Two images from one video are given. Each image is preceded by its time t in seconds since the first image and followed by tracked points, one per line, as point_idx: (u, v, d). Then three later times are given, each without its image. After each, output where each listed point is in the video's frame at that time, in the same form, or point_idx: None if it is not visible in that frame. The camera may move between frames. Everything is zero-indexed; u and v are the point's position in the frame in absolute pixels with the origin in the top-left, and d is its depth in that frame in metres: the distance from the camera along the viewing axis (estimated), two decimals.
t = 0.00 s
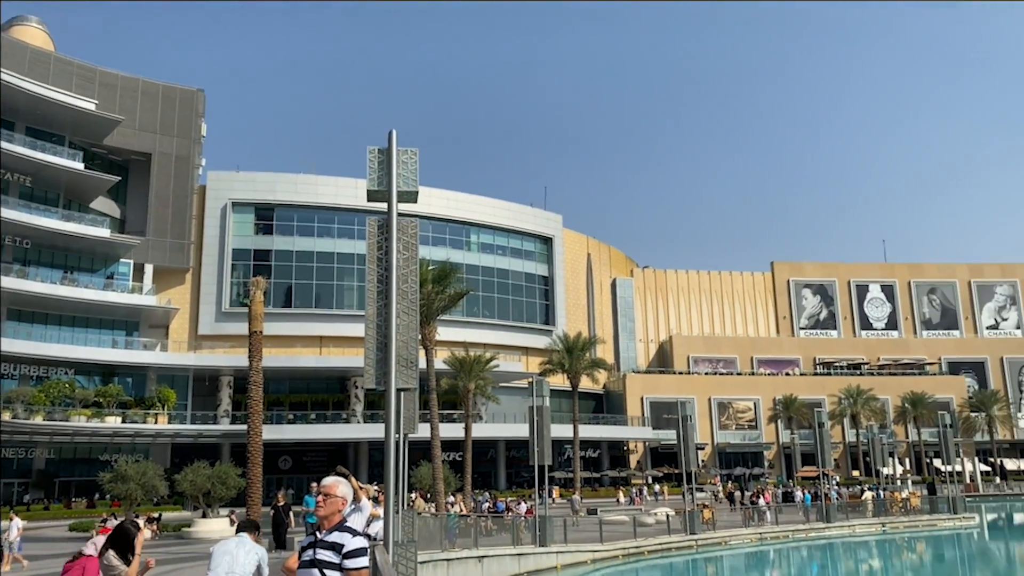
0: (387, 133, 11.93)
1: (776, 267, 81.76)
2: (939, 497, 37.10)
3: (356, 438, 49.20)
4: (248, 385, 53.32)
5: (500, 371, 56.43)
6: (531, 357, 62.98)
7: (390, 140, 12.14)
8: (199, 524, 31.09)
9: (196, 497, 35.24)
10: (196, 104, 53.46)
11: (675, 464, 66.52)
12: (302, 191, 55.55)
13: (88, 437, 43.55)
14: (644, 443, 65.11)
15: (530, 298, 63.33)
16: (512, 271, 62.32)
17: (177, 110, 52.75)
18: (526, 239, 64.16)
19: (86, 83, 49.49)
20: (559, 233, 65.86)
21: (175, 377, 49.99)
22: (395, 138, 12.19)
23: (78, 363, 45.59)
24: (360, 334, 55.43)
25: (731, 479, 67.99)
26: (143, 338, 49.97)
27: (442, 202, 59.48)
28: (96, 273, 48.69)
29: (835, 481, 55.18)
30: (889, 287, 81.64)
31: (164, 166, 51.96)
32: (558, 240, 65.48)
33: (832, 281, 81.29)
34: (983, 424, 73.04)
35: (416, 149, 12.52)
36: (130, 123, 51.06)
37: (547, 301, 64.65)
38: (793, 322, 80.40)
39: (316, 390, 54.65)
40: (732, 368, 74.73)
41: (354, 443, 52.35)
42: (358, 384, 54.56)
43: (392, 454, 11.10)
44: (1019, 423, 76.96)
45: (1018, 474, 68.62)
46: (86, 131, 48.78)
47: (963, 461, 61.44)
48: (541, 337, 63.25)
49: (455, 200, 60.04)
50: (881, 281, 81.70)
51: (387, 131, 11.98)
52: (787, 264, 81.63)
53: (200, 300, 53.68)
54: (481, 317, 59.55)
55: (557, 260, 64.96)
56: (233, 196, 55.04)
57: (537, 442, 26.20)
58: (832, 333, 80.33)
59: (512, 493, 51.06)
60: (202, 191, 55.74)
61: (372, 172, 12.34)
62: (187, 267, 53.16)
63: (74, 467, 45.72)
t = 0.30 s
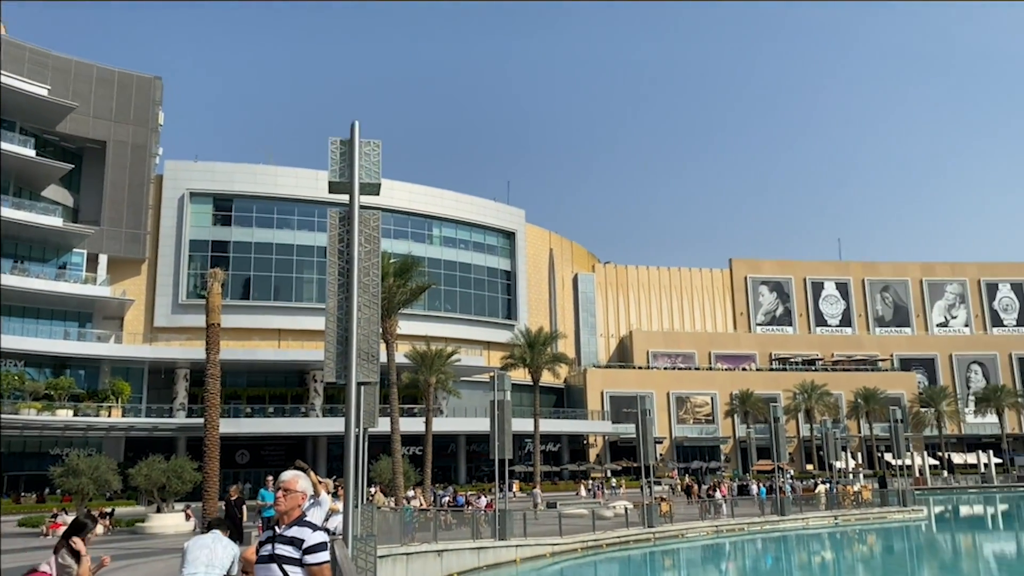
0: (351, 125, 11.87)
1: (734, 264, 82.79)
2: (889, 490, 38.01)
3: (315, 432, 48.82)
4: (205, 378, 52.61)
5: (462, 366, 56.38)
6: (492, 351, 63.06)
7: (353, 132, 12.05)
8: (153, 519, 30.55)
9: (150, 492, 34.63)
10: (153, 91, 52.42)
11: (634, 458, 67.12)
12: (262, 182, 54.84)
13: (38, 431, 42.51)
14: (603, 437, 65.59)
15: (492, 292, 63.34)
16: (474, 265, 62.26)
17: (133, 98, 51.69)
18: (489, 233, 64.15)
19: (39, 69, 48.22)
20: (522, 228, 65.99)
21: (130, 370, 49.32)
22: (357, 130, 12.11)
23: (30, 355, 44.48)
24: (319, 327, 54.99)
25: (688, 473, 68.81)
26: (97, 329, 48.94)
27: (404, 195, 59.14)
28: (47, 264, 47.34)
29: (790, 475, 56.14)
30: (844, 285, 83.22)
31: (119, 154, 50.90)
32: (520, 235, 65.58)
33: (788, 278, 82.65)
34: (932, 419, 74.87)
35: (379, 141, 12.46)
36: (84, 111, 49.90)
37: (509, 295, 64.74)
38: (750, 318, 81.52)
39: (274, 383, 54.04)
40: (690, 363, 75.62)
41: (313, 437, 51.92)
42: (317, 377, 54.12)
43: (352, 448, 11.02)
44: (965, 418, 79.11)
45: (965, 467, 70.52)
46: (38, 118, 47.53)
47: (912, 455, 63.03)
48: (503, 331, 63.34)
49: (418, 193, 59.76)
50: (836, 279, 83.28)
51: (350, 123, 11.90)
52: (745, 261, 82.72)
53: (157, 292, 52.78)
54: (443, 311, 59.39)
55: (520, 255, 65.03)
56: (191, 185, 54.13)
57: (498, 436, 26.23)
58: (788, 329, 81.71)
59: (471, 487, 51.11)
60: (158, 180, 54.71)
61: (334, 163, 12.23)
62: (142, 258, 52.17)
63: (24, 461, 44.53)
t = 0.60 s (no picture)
0: (316, 117, 11.75)
1: (696, 261, 83.61)
2: (845, 485, 38.73)
3: (276, 427, 48.31)
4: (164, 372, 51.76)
5: (426, 361, 56.18)
6: (456, 346, 62.99)
7: (318, 124, 11.93)
8: (108, 515, 29.97)
9: (106, 487, 33.93)
10: (112, 80, 51.36)
11: (596, 452, 67.55)
12: (224, 173, 54.07)
13: None
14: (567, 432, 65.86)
15: (456, 287, 63.23)
16: (439, 260, 62.08)
17: (92, 87, 50.57)
18: (454, 228, 63.98)
19: None
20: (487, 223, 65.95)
21: (86, 363, 48.11)
22: (322, 122, 11.99)
23: None
24: (281, 321, 54.44)
25: (650, 468, 69.44)
26: (52, 322, 47.79)
27: (368, 188, 58.73)
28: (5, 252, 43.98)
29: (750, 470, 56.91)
30: (803, 283, 84.56)
31: (76, 143, 49.73)
32: (485, 231, 65.58)
33: (749, 276, 83.74)
34: (888, 415, 76.42)
35: (344, 134, 12.36)
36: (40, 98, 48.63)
37: (473, 291, 64.71)
38: (712, 315, 82.41)
39: (235, 377, 53.37)
40: (652, 359, 76.27)
41: (274, 432, 51.39)
42: (279, 372, 53.61)
43: (314, 443, 10.93)
44: (919, 414, 80.92)
45: (919, 462, 72.13)
46: None
47: (867, 450, 64.35)
48: (467, 327, 63.29)
49: (383, 187, 59.39)
50: (795, 277, 84.57)
51: (315, 115, 11.78)
52: (707, 259, 83.59)
53: (114, 284, 51.78)
54: (407, 306, 59.15)
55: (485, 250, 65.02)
56: (150, 176, 53.17)
57: (461, 430, 26.20)
58: (748, 326, 82.81)
59: (434, 482, 51.04)
60: (117, 170, 53.62)
61: (298, 155, 12.08)
62: (100, 249, 51.14)
63: None
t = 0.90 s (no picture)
0: (283, 110, 11.61)
1: (663, 259, 84.25)
2: (807, 481, 39.35)
3: (241, 423, 47.79)
4: (125, 366, 50.95)
5: (393, 356, 55.96)
6: (424, 342, 62.87)
7: (285, 116, 11.80)
8: (67, 512, 29.42)
9: (65, 484, 33.27)
10: (73, 69, 50.30)
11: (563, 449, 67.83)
12: (188, 165, 53.28)
13: None
14: (533, 429, 66.01)
15: (424, 283, 63.05)
16: (407, 255, 61.82)
17: (52, 76, 49.49)
18: (422, 224, 63.76)
19: None
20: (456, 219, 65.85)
21: (45, 358, 47.22)
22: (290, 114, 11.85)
23: None
24: (246, 315, 53.87)
25: (615, 464, 69.87)
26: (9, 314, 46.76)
27: (335, 182, 58.28)
28: None
29: (713, 466, 57.55)
30: (767, 281, 85.66)
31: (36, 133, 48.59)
32: (454, 227, 65.43)
33: (714, 274, 84.61)
34: (848, 412, 77.69)
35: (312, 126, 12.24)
36: None
37: (441, 287, 64.59)
38: (678, 312, 83.17)
39: (199, 372, 52.74)
40: (619, 356, 76.75)
41: (239, 428, 50.84)
42: (243, 367, 53.07)
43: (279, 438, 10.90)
44: (879, 411, 82.46)
45: (878, 459, 73.46)
46: None
47: (828, 447, 65.45)
48: (435, 323, 63.19)
49: (350, 181, 58.95)
50: (760, 276, 85.67)
51: (282, 107, 11.63)
52: (673, 257, 84.30)
53: (75, 277, 50.75)
54: (374, 301, 58.87)
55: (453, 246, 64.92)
56: (113, 167, 52.21)
57: (428, 426, 26.12)
58: (713, 324, 83.71)
59: (400, 478, 50.90)
60: (77, 161, 52.57)
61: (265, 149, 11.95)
62: (60, 241, 50.10)
63: None
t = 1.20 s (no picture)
0: (253, 103, 11.52)
1: (633, 258, 84.75)
2: (772, 478, 39.83)
3: (207, 419, 47.26)
4: (88, 361, 50.11)
5: (362, 353, 55.65)
6: (394, 339, 62.63)
7: (256, 110, 11.70)
8: (27, 510, 28.87)
9: (25, 480, 32.65)
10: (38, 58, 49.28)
11: (532, 447, 67.95)
12: (155, 158, 52.51)
13: None
14: (502, 426, 66.09)
15: (394, 280, 62.80)
16: (377, 252, 61.51)
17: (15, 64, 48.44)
18: (392, 220, 63.49)
19: None
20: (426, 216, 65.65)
21: (5, 352, 46.27)
22: (260, 108, 11.76)
23: None
24: (213, 310, 53.28)
25: (584, 461, 70.20)
26: None
27: (305, 177, 57.79)
28: None
29: (681, 463, 58.05)
30: (735, 281, 86.60)
31: None
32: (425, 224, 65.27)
33: (683, 274, 85.33)
34: (813, 411, 78.77)
35: (282, 121, 12.17)
36: None
37: (411, 283, 64.40)
38: (646, 311, 83.77)
39: (164, 368, 52.06)
40: (588, 354, 77.09)
41: (204, 424, 50.26)
42: (210, 363, 52.49)
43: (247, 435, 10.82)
44: (842, 410, 83.76)
45: (841, 457, 74.61)
46: None
47: (793, 445, 66.34)
48: (405, 320, 62.99)
49: (320, 176, 58.52)
50: (727, 276, 86.54)
51: (252, 101, 11.55)
52: (643, 257, 84.87)
53: (37, 271, 49.78)
54: (343, 298, 58.53)
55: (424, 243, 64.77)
56: (77, 159, 51.25)
57: (397, 424, 26.01)
58: (681, 322, 84.46)
59: (368, 475, 50.69)
60: (40, 152, 51.55)
61: (234, 143, 11.85)
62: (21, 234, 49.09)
63: None
